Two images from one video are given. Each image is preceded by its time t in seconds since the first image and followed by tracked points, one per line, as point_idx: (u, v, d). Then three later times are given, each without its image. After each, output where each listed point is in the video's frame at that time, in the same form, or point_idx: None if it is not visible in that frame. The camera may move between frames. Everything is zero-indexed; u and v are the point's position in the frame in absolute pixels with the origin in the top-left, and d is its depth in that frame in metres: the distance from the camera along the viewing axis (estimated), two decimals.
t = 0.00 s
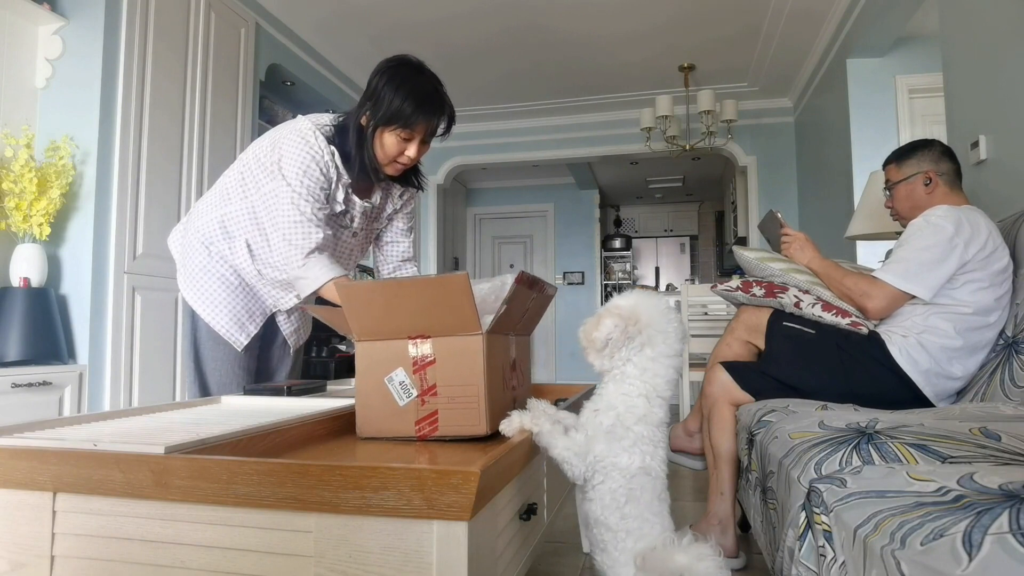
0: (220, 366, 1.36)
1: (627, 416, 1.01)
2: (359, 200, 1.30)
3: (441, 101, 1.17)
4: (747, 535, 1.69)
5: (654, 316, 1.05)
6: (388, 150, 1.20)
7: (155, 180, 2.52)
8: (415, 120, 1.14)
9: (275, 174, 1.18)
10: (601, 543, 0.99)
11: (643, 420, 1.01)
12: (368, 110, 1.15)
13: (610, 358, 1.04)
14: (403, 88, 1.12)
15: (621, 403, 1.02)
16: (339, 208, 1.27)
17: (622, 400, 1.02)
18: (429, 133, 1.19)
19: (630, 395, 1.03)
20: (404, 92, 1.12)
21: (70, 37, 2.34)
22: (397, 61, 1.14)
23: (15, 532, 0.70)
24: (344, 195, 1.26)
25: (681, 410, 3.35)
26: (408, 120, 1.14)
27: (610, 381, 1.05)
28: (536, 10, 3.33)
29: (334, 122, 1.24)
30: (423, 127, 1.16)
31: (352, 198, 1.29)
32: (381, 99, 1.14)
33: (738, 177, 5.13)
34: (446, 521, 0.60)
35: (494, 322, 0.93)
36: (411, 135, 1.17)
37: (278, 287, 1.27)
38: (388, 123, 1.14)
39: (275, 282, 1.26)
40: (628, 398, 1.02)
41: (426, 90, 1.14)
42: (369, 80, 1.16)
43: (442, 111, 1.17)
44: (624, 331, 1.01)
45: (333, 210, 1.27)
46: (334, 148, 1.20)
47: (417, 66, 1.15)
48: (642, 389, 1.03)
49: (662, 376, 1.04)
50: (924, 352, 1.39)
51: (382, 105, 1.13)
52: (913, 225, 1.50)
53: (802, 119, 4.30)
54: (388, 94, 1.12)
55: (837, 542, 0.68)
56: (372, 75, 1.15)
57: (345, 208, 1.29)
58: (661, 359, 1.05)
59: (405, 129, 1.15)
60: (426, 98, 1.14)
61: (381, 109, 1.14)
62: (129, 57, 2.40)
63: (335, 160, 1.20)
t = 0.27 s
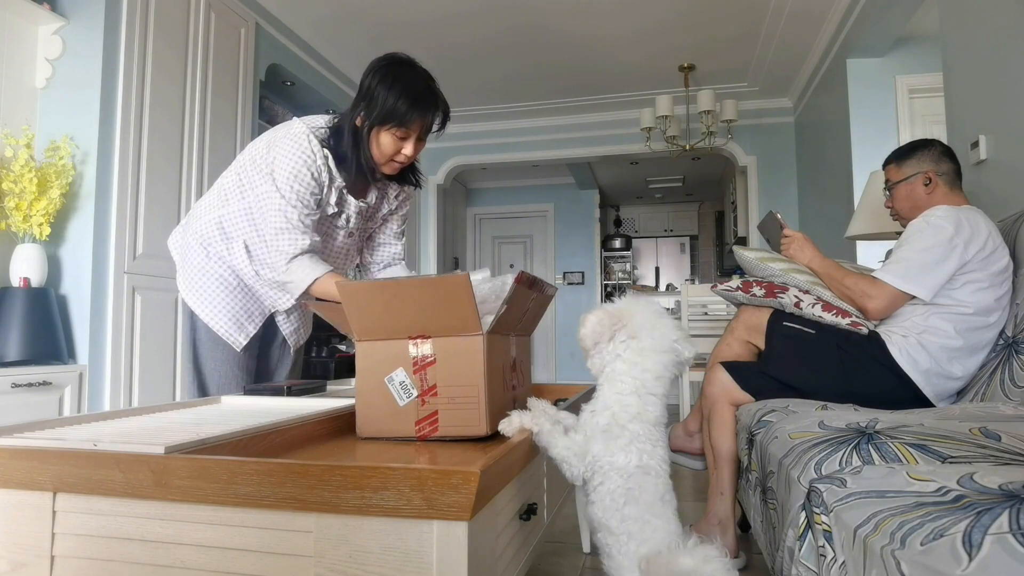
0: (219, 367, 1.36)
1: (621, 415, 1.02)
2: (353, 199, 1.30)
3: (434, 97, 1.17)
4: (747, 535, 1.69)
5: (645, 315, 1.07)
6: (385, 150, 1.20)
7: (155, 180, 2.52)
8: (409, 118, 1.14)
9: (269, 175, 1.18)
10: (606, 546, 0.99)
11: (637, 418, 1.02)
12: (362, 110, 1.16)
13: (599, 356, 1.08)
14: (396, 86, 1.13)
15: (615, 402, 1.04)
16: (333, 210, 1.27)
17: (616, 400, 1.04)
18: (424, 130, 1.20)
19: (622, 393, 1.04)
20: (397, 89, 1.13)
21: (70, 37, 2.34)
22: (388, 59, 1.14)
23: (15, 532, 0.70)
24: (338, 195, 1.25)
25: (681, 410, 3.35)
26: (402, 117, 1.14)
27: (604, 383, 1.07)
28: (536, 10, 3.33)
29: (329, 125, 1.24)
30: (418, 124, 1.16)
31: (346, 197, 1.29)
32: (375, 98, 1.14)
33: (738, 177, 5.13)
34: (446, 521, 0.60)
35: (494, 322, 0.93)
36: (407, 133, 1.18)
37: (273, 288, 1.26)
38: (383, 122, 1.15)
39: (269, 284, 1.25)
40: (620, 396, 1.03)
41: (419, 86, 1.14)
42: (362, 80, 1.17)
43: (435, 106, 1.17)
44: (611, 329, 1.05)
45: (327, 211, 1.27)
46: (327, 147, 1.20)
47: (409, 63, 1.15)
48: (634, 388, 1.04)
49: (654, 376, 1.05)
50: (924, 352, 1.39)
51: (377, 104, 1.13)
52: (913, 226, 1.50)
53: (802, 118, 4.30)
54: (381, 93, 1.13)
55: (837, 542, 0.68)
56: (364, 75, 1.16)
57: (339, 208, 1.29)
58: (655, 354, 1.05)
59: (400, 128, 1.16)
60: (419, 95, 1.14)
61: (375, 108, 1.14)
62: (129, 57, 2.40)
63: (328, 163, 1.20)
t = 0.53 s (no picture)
0: (220, 367, 1.36)
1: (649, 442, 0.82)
2: (347, 196, 1.29)
3: (421, 87, 1.16)
4: (748, 535, 1.69)
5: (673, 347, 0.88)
6: (375, 143, 1.20)
7: (156, 180, 2.52)
8: (396, 108, 1.14)
9: (265, 173, 1.18)
10: None
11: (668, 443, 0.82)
12: (350, 105, 1.17)
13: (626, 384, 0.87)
14: (381, 78, 1.13)
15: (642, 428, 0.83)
16: (327, 208, 1.26)
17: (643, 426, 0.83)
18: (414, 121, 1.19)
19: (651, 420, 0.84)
20: (382, 81, 1.13)
21: (70, 37, 2.34)
22: (373, 53, 1.15)
23: (15, 532, 0.70)
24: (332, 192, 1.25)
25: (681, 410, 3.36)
26: (388, 109, 1.14)
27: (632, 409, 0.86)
28: (536, 10, 3.33)
29: (319, 122, 1.24)
30: (406, 115, 1.16)
31: (340, 194, 1.28)
32: (361, 92, 1.15)
33: (738, 177, 5.13)
34: (446, 520, 0.60)
35: (494, 322, 0.93)
36: (395, 126, 1.18)
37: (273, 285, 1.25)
38: (370, 114, 1.15)
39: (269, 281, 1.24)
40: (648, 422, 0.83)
41: (405, 77, 1.14)
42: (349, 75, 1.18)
43: (424, 97, 1.17)
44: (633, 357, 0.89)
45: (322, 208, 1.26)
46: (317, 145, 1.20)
47: (395, 55, 1.15)
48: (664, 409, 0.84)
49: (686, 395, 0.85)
50: (924, 352, 1.39)
51: (363, 97, 1.14)
52: (913, 226, 1.50)
53: (802, 118, 4.30)
54: (367, 86, 1.13)
55: (837, 542, 0.68)
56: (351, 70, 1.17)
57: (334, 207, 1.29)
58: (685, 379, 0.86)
59: (387, 120, 1.16)
60: (406, 86, 1.14)
61: (362, 101, 1.15)
62: (129, 57, 2.40)
63: (320, 161, 1.20)
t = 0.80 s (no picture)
0: (214, 369, 1.34)
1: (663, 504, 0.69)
2: (335, 193, 1.29)
3: (400, 77, 1.15)
4: (748, 535, 1.69)
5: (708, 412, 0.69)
6: (357, 136, 1.19)
7: (156, 180, 2.52)
8: (374, 99, 1.13)
9: (255, 173, 1.19)
10: None
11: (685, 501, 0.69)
12: (329, 100, 1.16)
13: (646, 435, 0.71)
14: (358, 70, 1.12)
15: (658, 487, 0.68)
16: (314, 207, 1.27)
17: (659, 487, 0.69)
18: (395, 112, 1.17)
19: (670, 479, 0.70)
20: (359, 72, 1.12)
21: (70, 37, 2.34)
22: (350, 47, 1.15)
23: (15, 532, 0.70)
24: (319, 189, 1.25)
25: (681, 410, 3.36)
26: (366, 99, 1.12)
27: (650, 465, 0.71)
28: (536, 10, 3.33)
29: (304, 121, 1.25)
30: (385, 106, 1.14)
31: (327, 192, 1.28)
32: (339, 85, 1.14)
33: (738, 177, 5.13)
34: (447, 521, 0.59)
35: (494, 322, 0.93)
36: (376, 117, 1.16)
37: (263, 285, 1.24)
38: (349, 107, 1.14)
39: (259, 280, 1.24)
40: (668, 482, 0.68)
41: (381, 66, 1.13)
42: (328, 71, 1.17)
43: (403, 87, 1.15)
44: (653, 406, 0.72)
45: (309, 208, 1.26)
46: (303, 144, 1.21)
47: (372, 47, 1.15)
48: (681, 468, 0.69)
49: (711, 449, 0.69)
50: (924, 352, 1.39)
51: (341, 91, 1.13)
52: (913, 226, 1.50)
53: (802, 118, 4.30)
54: (343, 78, 1.13)
55: (838, 542, 0.68)
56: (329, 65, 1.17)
57: (320, 205, 1.29)
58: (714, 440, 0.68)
59: (366, 111, 1.14)
60: (383, 76, 1.13)
61: (340, 94, 1.14)
62: (129, 58, 2.40)
63: (304, 159, 1.21)
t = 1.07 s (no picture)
0: (208, 370, 1.30)
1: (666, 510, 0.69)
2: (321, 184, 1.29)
3: (373, 60, 1.15)
4: (748, 535, 1.69)
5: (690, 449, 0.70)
6: (335, 122, 1.18)
7: (156, 180, 2.52)
8: (347, 82, 1.13)
9: (242, 171, 1.18)
10: None
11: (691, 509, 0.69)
12: (304, 89, 1.16)
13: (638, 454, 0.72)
14: (329, 55, 1.13)
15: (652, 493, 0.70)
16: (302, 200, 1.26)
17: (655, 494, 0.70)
18: (371, 95, 1.17)
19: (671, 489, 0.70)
20: (330, 57, 1.13)
21: (70, 37, 2.34)
22: (321, 35, 1.16)
23: (15, 532, 0.70)
24: (304, 183, 1.25)
25: (681, 409, 3.36)
26: (339, 82, 1.13)
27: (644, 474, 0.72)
28: (536, 10, 3.33)
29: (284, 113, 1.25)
30: (359, 88, 1.14)
31: (314, 184, 1.28)
32: (312, 73, 1.15)
33: (738, 177, 5.13)
34: (446, 521, 0.59)
35: (495, 321, 0.93)
36: (352, 101, 1.16)
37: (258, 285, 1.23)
38: (324, 93, 1.14)
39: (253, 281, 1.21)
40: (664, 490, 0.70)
41: (351, 49, 1.14)
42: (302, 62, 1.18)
43: (377, 69, 1.16)
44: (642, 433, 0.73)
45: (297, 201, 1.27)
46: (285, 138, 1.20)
47: (342, 33, 1.16)
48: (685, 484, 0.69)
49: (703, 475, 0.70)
50: (924, 352, 1.39)
51: (314, 78, 1.14)
52: (913, 226, 1.50)
53: (802, 118, 4.30)
54: (316, 65, 1.14)
55: (838, 542, 0.68)
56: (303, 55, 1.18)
57: (306, 198, 1.28)
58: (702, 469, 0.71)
59: (342, 95, 1.14)
60: (354, 59, 1.13)
61: (313, 81, 1.14)
62: (129, 58, 2.40)
63: (287, 153, 1.21)
